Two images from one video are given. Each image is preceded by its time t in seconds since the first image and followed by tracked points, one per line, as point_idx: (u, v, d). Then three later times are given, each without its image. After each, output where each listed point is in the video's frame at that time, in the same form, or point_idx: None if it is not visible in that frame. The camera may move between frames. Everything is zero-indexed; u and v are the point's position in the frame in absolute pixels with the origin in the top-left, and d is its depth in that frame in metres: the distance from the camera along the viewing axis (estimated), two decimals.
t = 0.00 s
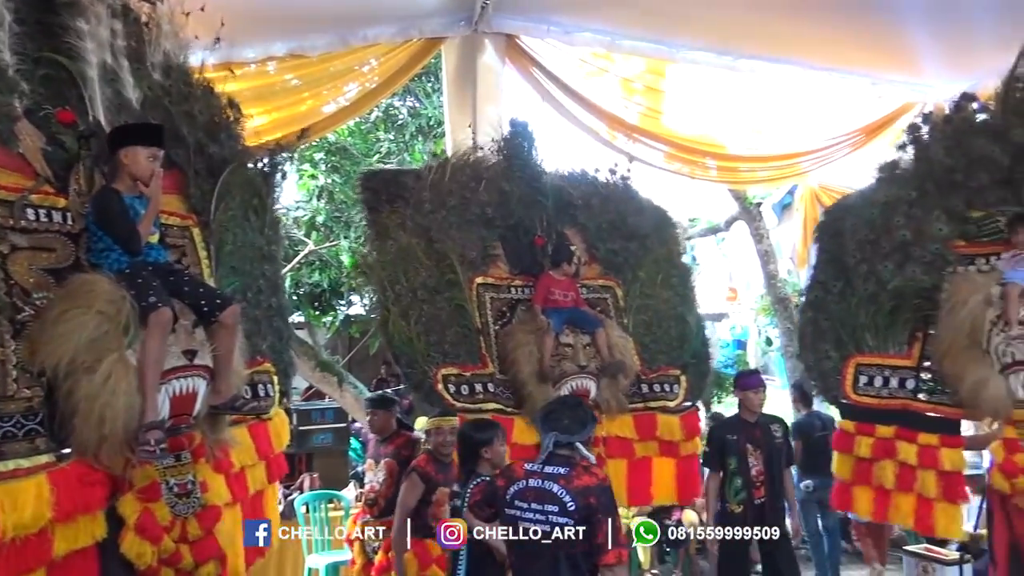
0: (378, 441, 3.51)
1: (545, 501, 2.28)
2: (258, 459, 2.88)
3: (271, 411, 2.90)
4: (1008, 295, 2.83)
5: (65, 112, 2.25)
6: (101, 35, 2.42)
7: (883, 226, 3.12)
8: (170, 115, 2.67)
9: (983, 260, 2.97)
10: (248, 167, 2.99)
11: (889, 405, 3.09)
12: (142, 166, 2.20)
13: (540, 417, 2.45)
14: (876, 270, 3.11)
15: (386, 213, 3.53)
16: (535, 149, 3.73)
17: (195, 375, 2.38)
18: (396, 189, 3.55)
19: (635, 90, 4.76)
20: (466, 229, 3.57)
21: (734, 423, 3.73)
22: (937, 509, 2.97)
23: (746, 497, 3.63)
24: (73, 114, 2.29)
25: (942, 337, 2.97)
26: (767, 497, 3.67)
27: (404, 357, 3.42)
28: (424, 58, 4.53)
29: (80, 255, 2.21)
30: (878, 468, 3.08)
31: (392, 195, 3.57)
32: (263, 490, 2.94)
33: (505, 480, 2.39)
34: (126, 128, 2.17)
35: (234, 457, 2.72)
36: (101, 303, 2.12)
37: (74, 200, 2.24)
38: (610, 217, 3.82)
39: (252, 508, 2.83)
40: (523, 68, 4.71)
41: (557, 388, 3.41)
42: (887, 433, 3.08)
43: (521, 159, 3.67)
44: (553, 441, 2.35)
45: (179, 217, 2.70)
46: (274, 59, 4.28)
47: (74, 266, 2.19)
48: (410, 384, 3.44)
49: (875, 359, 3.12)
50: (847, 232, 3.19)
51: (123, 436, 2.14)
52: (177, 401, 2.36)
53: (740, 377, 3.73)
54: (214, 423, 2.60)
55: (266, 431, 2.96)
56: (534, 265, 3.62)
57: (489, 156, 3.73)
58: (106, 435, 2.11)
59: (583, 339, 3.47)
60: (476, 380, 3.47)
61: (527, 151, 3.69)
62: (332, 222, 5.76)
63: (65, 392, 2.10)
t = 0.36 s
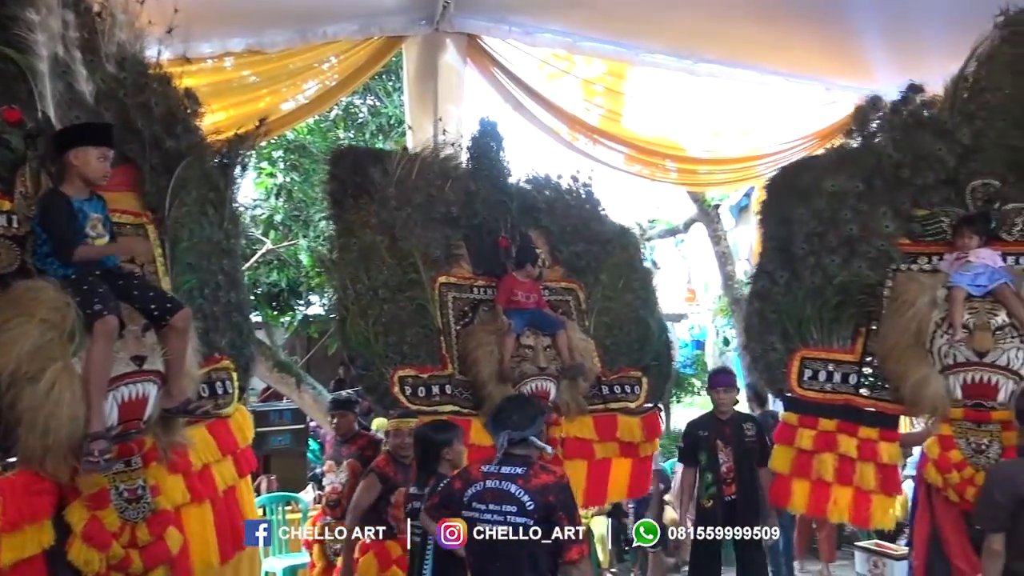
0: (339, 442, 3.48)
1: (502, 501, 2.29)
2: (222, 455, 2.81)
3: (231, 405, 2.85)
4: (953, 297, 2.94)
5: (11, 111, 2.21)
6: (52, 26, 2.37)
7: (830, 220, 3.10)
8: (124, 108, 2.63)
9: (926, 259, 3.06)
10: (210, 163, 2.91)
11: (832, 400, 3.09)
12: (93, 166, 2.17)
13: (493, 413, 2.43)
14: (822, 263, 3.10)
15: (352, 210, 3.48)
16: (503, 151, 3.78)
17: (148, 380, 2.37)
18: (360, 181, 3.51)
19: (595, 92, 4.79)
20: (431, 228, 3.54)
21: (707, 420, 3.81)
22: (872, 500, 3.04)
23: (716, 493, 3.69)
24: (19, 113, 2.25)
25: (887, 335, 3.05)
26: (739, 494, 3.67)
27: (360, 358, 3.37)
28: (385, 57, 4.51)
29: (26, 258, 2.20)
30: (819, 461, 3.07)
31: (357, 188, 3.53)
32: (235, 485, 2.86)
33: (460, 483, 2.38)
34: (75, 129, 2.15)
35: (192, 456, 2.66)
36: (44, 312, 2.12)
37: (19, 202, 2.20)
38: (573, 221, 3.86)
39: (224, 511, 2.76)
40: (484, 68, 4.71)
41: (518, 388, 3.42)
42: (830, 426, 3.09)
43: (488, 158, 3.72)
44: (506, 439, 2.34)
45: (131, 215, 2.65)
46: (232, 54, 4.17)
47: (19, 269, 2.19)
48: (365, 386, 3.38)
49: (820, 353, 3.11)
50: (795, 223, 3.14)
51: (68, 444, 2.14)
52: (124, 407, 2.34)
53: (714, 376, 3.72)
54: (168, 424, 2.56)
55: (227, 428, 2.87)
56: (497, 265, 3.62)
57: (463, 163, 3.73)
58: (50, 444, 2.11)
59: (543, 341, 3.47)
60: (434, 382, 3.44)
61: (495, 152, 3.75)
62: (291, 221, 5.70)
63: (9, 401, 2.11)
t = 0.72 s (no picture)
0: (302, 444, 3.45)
1: (464, 505, 2.28)
2: (174, 456, 2.75)
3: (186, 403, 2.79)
4: (921, 294, 3.01)
5: None
6: None
7: (793, 223, 3.14)
8: (74, 103, 2.59)
9: (888, 261, 3.15)
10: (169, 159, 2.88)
11: (803, 400, 3.17)
12: (40, 160, 2.24)
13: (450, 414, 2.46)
14: (788, 266, 3.14)
15: (315, 217, 3.48)
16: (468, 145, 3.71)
17: (93, 381, 2.40)
18: (325, 193, 3.50)
19: (560, 93, 4.79)
20: (397, 232, 3.51)
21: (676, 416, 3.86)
22: (847, 498, 3.11)
23: (679, 488, 3.76)
24: None
25: (857, 334, 3.12)
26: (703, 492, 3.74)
27: (329, 370, 3.40)
28: (349, 54, 4.44)
29: None
30: (796, 461, 3.15)
31: (321, 196, 3.52)
32: (189, 485, 2.81)
33: (418, 488, 2.35)
34: (17, 124, 2.22)
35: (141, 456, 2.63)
36: None
37: None
38: (541, 215, 3.79)
39: (174, 515, 2.70)
40: (449, 68, 4.65)
41: (490, 391, 3.47)
42: (804, 427, 3.16)
43: (453, 155, 3.64)
44: (467, 438, 2.34)
45: (81, 210, 2.63)
46: (191, 50, 4.08)
47: None
48: (336, 399, 3.41)
49: (790, 355, 3.18)
50: (760, 228, 3.18)
51: (16, 442, 2.21)
52: (70, 409, 2.38)
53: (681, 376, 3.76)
54: (117, 425, 2.58)
55: (180, 427, 2.80)
56: (467, 265, 3.62)
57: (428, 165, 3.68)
58: None
59: (515, 339, 3.49)
60: (407, 389, 3.45)
61: (459, 147, 3.67)
62: (252, 220, 5.59)
63: None
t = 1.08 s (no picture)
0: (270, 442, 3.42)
1: (444, 499, 2.28)
2: (119, 468, 2.72)
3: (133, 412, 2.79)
4: (893, 297, 3.07)
5: None
6: None
7: (764, 236, 3.21)
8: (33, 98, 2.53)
9: (858, 266, 3.22)
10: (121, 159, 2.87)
11: (785, 408, 3.24)
12: None
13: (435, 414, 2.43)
14: (762, 277, 3.22)
15: (284, 213, 3.41)
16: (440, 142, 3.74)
17: (39, 382, 2.29)
18: (294, 189, 3.43)
19: (530, 91, 4.80)
20: (368, 228, 3.50)
21: (639, 412, 3.83)
22: (835, 503, 3.13)
23: (642, 485, 3.72)
24: None
25: (834, 341, 3.16)
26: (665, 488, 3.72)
27: (298, 364, 3.35)
28: (317, 50, 4.39)
29: None
30: (782, 469, 3.20)
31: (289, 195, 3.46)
32: (127, 500, 2.77)
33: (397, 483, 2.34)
34: None
35: (86, 465, 2.59)
36: None
37: None
38: (515, 212, 3.80)
39: (113, 528, 2.68)
40: (418, 65, 4.60)
41: (461, 386, 3.42)
42: (788, 434, 3.22)
43: (426, 153, 3.67)
44: (450, 435, 2.33)
45: (34, 209, 2.58)
46: (156, 44, 3.98)
47: None
48: (304, 393, 3.36)
49: (770, 363, 3.26)
50: (732, 242, 3.26)
51: None
52: (13, 410, 2.26)
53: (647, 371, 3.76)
54: (61, 430, 2.51)
55: (126, 438, 2.77)
56: (438, 262, 3.63)
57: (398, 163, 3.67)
58: None
59: (485, 337, 3.48)
60: (376, 384, 3.44)
61: (432, 145, 3.70)
62: (218, 217, 5.49)
63: None
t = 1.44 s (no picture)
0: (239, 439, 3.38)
1: (457, 492, 2.34)
2: (76, 478, 2.70)
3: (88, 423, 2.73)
4: (858, 294, 3.12)
5: None
6: None
7: (731, 231, 3.24)
8: None
9: (823, 261, 3.26)
10: (79, 161, 2.85)
11: (753, 403, 3.26)
12: None
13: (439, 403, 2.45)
14: (728, 272, 3.24)
15: (254, 204, 3.39)
16: (417, 144, 3.68)
17: (7, 383, 2.28)
18: (264, 180, 3.41)
19: (503, 88, 4.80)
20: (340, 223, 3.46)
21: (605, 411, 3.87)
22: (803, 498, 3.15)
23: (608, 482, 3.77)
24: None
25: (800, 338, 3.20)
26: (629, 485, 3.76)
27: (265, 352, 3.34)
28: (287, 42, 4.27)
29: None
30: (750, 465, 3.21)
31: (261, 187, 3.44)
32: (76, 515, 2.72)
33: (408, 471, 2.37)
34: None
35: (44, 474, 2.57)
36: None
37: None
38: (489, 216, 3.78)
39: (65, 538, 2.67)
40: (390, 60, 4.56)
41: (428, 383, 3.44)
42: (756, 429, 3.23)
43: (400, 155, 3.61)
44: (462, 428, 2.37)
45: None
46: (123, 35, 3.90)
47: None
48: (269, 381, 3.35)
49: (738, 359, 3.27)
50: (698, 237, 3.28)
51: None
52: None
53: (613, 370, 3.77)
54: (24, 436, 2.51)
55: (84, 448, 2.74)
56: (410, 260, 3.62)
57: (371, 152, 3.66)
58: None
59: (454, 334, 3.49)
60: (343, 377, 3.41)
61: (407, 146, 3.63)
62: (186, 212, 5.43)
63: None
